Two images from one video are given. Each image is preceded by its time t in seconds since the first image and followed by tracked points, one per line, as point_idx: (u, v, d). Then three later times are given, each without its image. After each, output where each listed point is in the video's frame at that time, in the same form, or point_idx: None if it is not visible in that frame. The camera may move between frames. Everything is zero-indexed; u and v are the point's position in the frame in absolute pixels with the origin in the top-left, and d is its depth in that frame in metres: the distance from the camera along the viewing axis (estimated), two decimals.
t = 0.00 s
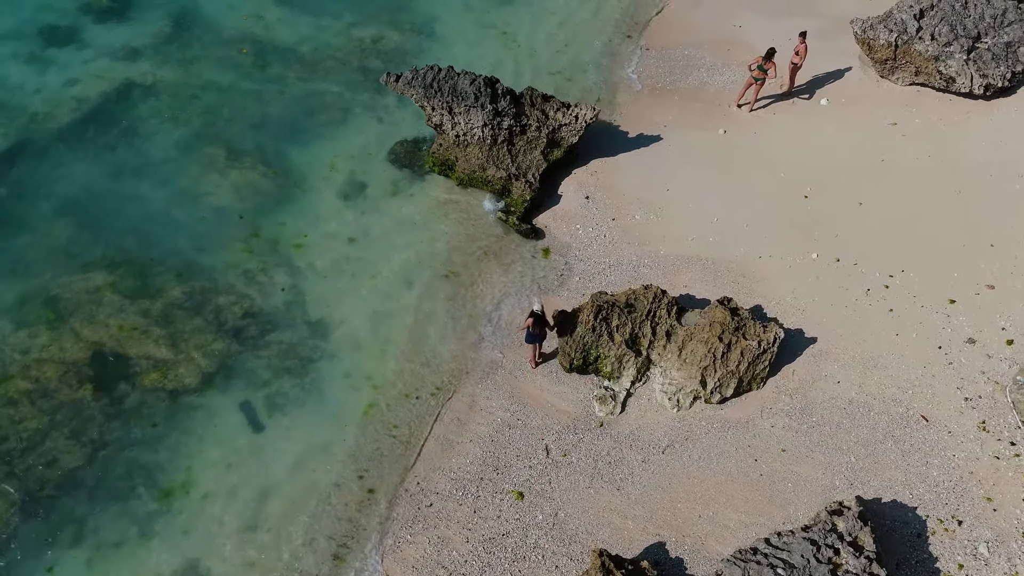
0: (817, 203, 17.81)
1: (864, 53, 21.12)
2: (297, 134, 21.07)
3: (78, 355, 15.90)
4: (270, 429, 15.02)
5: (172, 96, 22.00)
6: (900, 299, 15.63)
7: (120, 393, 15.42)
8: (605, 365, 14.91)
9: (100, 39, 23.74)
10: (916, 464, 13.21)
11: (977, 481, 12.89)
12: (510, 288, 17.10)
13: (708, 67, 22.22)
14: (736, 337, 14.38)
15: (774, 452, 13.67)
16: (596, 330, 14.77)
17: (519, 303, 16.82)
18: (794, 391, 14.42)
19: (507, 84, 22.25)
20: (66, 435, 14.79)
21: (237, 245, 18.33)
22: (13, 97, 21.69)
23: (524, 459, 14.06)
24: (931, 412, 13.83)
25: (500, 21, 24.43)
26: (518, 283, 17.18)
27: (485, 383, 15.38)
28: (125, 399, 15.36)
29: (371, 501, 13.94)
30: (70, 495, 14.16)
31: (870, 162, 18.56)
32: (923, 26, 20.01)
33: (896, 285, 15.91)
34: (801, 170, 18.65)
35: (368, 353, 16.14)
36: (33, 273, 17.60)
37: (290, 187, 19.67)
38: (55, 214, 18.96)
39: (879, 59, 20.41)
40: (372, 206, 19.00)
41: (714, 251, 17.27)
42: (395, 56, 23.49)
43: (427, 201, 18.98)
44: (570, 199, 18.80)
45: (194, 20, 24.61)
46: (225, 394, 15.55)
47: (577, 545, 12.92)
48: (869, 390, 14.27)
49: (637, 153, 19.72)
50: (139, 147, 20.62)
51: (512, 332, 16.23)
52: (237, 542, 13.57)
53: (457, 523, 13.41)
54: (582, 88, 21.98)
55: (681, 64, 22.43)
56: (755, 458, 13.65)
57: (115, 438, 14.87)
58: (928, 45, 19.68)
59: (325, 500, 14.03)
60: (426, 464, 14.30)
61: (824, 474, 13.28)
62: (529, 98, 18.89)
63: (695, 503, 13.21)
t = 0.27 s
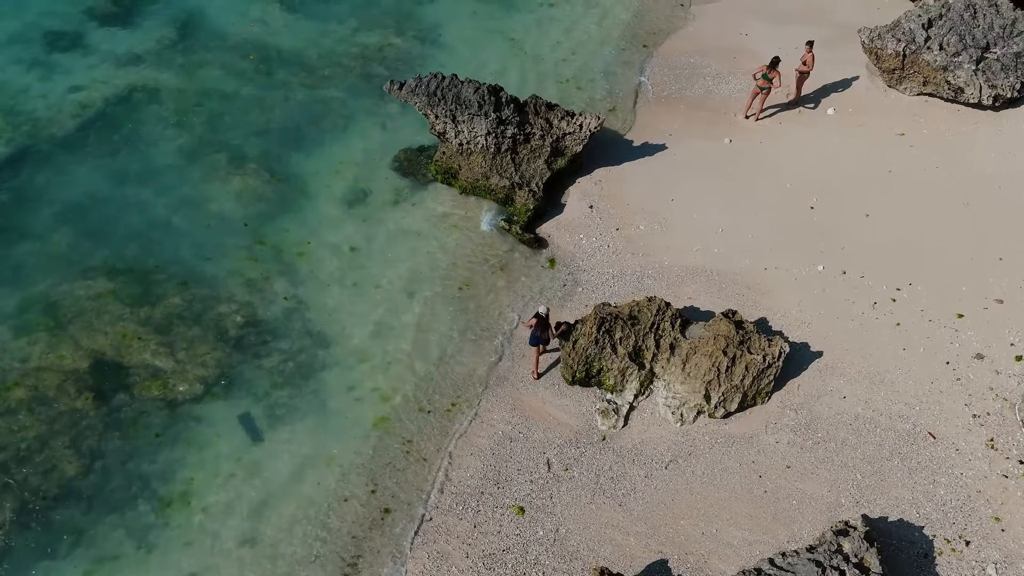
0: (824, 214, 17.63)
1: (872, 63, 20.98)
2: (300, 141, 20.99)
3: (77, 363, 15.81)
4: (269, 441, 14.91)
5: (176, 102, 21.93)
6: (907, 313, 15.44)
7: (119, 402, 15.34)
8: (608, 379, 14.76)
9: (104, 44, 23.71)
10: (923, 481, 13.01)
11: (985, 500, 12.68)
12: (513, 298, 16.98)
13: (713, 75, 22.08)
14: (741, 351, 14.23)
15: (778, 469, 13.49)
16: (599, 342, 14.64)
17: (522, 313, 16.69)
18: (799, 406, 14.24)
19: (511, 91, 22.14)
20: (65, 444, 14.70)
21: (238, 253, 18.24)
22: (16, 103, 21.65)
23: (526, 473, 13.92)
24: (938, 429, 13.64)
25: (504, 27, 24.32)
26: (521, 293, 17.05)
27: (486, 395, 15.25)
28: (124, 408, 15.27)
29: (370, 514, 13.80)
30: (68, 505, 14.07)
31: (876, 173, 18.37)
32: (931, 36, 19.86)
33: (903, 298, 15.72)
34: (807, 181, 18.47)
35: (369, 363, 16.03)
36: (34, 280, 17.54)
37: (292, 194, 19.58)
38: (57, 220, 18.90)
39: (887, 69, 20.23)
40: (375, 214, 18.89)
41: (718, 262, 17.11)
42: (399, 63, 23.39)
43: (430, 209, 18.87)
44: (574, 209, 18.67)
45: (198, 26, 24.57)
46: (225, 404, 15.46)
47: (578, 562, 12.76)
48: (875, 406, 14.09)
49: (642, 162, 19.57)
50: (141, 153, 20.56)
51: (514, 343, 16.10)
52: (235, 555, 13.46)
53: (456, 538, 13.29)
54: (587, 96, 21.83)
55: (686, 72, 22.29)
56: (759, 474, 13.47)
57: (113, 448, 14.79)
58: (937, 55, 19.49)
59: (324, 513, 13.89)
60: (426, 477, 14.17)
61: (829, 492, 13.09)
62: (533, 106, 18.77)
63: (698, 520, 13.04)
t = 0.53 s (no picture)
0: (829, 226, 17.44)
1: (878, 73, 20.84)
2: (302, 148, 20.88)
3: (76, 373, 15.71)
4: (268, 453, 14.78)
5: (178, 108, 21.85)
6: (914, 328, 15.25)
7: (118, 413, 15.23)
8: (611, 392, 14.60)
9: (108, 50, 23.67)
10: (931, 500, 12.80)
11: (994, 520, 12.47)
12: (515, 309, 16.81)
13: (719, 84, 21.93)
14: (745, 365, 14.06)
15: (783, 486, 13.30)
16: (602, 355, 14.52)
17: (524, 325, 16.53)
18: (804, 422, 14.05)
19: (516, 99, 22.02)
20: (62, 455, 14.59)
21: (239, 262, 18.13)
22: (19, 109, 21.61)
23: (527, 489, 13.79)
24: (946, 447, 13.43)
25: (508, 35, 24.21)
26: (523, 304, 16.90)
27: (488, 408, 15.11)
28: (122, 419, 15.16)
29: (369, 529, 13.64)
30: (64, 517, 13.95)
31: (883, 184, 18.18)
32: (939, 46, 19.69)
33: (910, 312, 15.53)
34: (813, 192, 18.29)
35: (369, 375, 15.89)
36: (34, 288, 17.45)
37: (293, 202, 19.47)
38: (57, 227, 18.82)
39: (894, 79, 20.06)
40: (376, 223, 18.77)
41: (723, 274, 16.93)
42: (402, 69, 23.26)
43: (432, 218, 18.74)
44: (577, 219, 18.53)
45: (202, 32, 24.52)
46: (224, 415, 15.33)
47: None
48: (881, 423, 13.89)
49: (647, 172, 19.39)
50: (143, 159, 20.48)
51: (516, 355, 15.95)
52: (232, 569, 13.32)
53: (457, 555, 13.17)
54: (591, 104, 21.69)
55: (691, 81, 22.12)
56: (764, 491, 13.28)
57: (111, 459, 14.67)
58: (945, 65, 19.36)
59: (322, 527, 13.75)
60: (426, 492, 14.02)
61: (835, 510, 12.89)
62: (536, 116, 18.72)
63: (701, 538, 12.86)
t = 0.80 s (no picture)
0: (834, 237, 17.24)
1: (884, 80, 20.60)
2: (303, 155, 20.74)
3: (72, 383, 15.58)
4: (265, 465, 14.63)
5: (179, 114, 21.73)
6: (920, 341, 15.05)
7: (114, 424, 15.10)
8: (612, 406, 14.43)
9: (109, 55, 23.56)
10: (937, 518, 12.59)
11: (1002, 539, 12.25)
12: (516, 319, 16.63)
13: (723, 91, 21.76)
14: (748, 379, 13.88)
15: (787, 502, 13.10)
16: (603, 368, 14.37)
17: (526, 335, 16.35)
18: (809, 437, 13.85)
19: (518, 106, 21.85)
20: (58, 467, 14.46)
21: (237, 270, 17.98)
22: (19, 114, 21.50)
23: (527, 504, 13.63)
24: (952, 464, 13.22)
25: (511, 41, 24.06)
26: (525, 314, 16.71)
27: (488, 421, 14.94)
28: (119, 430, 15.03)
29: (366, 544, 13.47)
30: (59, 530, 13.81)
31: (888, 194, 17.98)
32: (946, 54, 19.52)
33: (916, 325, 15.33)
34: (817, 202, 18.09)
35: (368, 386, 15.74)
36: (31, 296, 17.32)
37: (293, 209, 19.31)
38: (56, 234, 18.70)
39: (900, 87, 19.86)
40: (377, 231, 18.62)
41: (726, 284, 16.74)
42: (405, 75, 23.12)
43: (433, 227, 18.58)
44: (579, 228, 18.36)
45: (203, 37, 24.40)
46: (221, 426, 15.18)
47: None
48: (887, 438, 13.69)
49: (650, 181, 19.22)
50: (142, 166, 20.35)
51: (517, 366, 15.77)
52: None
53: (455, 571, 13.01)
54: (594, 111, 21.51)
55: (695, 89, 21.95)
56: (767, 508, 13.08)
57: (107, 471, 14.53)
58: (951, 74, 19.12)
59: (319, 542, 13.58)
60: (424, 506, 13.85)
61: (839, 528, 12.70)
62: (539, 123, 18.45)
63: (704, 556, 12.67)
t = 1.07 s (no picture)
0: (839, 246, 17.02)
1: (889, 87, 20.38)
2: (301, 159, 20.53)
3: (67, 393, 15.41)
4: (261, 477, 14.46)
5: (177, 119, 21.55)
6: (925, 354, 14.83)
7: (109, 435, 14.93)
8: (613, 419, 14.24)
9: (107, 58, 23.38)
10: (943, 537, 12.38)
11: (1009, 559, 12.04)
12: (516, 329, 16.41)
13: (726, 96, 21.54)
14: (751, 393, 13.67)
15: (790, 519, 12.90)
16: (604, 381, 14.13)
17: (526, 345, 16.14)
18: (813, 452, 13.65)
19: (519, 111, 21.63)
20: (52, 478, 14.29)
21: (235, 277, 17.78)
22: (16, 118, 21.33)
23: (526, 519, 13.47)
24: (959, 480, 13.01)
25: (513, 44, 23.84)
26: (525, 323, 16.50)
27: (487, 433, 14.75)
28: (113, 441, 14.85)
29: (363, 559, 13.29)
30: (52, 543, 13.64)
31: (894, 202, 17.75)
32: (952, 60, 19.28)
33: (922, 337, 15.11)
34: (822, 210, 17.86)
35: (366, 397, 15.56)
36: (26, 303, 17.15)
37: (291, 215, 19.12)
38: (52, 240, 18.52)
39: (906, 93, 19.62)
40: (376, 238, 18.42)
41: (730, 295, 16.53)
42: (405, 79, 22.90)
43: (433, 234, 18.38)
44: (580, 236, 18.17)
45: (202, 40, 24.22)
46: (217, 438, 15.00)
47: None
48: (892, 454, 13.48)
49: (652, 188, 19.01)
50: (140, 171, 20.17)
51: (517, 377, 15.56)
52: None
53: None
54: (596, 115, 21.30)
55: (698, 93, 21.71)
56: (771, 525, 12.88)
57: (101, 483, 14.36)
58: (958, 80, 18.88)
59: (315, 557, 13.40)
60: (422, 521, 13.66)
61: (844, 546, 12.49)
62: (540, 130, 18.23)
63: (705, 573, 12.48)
